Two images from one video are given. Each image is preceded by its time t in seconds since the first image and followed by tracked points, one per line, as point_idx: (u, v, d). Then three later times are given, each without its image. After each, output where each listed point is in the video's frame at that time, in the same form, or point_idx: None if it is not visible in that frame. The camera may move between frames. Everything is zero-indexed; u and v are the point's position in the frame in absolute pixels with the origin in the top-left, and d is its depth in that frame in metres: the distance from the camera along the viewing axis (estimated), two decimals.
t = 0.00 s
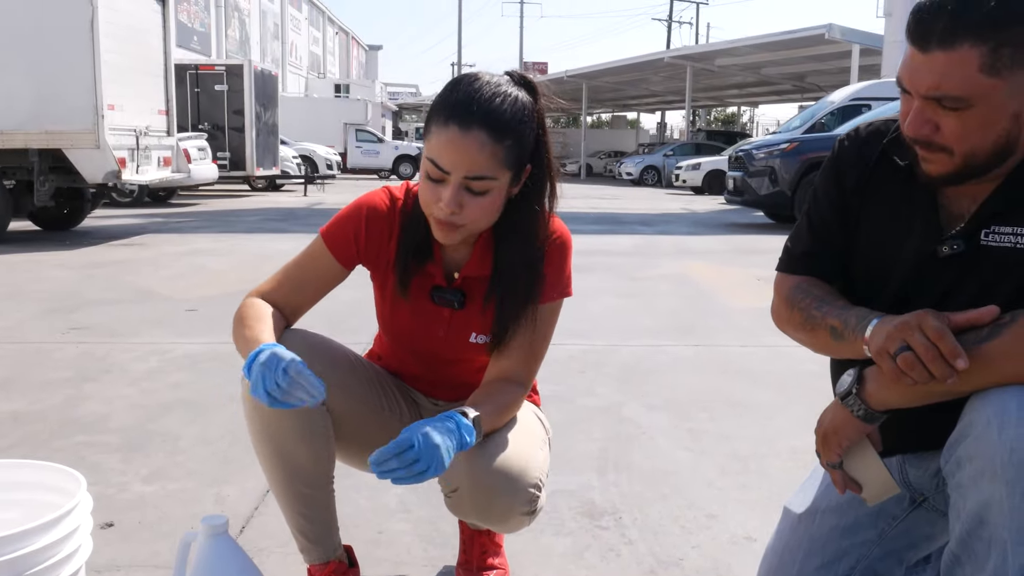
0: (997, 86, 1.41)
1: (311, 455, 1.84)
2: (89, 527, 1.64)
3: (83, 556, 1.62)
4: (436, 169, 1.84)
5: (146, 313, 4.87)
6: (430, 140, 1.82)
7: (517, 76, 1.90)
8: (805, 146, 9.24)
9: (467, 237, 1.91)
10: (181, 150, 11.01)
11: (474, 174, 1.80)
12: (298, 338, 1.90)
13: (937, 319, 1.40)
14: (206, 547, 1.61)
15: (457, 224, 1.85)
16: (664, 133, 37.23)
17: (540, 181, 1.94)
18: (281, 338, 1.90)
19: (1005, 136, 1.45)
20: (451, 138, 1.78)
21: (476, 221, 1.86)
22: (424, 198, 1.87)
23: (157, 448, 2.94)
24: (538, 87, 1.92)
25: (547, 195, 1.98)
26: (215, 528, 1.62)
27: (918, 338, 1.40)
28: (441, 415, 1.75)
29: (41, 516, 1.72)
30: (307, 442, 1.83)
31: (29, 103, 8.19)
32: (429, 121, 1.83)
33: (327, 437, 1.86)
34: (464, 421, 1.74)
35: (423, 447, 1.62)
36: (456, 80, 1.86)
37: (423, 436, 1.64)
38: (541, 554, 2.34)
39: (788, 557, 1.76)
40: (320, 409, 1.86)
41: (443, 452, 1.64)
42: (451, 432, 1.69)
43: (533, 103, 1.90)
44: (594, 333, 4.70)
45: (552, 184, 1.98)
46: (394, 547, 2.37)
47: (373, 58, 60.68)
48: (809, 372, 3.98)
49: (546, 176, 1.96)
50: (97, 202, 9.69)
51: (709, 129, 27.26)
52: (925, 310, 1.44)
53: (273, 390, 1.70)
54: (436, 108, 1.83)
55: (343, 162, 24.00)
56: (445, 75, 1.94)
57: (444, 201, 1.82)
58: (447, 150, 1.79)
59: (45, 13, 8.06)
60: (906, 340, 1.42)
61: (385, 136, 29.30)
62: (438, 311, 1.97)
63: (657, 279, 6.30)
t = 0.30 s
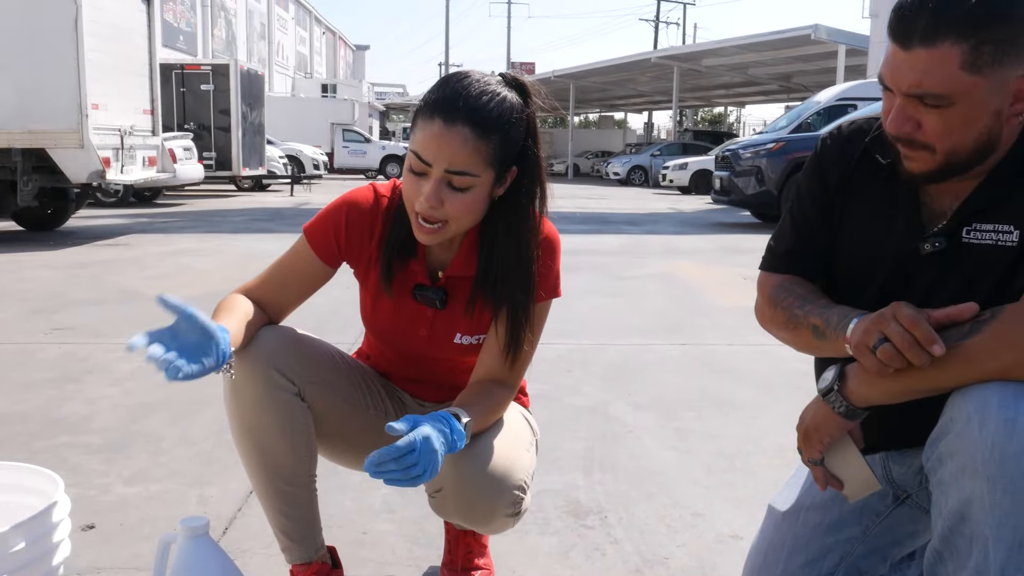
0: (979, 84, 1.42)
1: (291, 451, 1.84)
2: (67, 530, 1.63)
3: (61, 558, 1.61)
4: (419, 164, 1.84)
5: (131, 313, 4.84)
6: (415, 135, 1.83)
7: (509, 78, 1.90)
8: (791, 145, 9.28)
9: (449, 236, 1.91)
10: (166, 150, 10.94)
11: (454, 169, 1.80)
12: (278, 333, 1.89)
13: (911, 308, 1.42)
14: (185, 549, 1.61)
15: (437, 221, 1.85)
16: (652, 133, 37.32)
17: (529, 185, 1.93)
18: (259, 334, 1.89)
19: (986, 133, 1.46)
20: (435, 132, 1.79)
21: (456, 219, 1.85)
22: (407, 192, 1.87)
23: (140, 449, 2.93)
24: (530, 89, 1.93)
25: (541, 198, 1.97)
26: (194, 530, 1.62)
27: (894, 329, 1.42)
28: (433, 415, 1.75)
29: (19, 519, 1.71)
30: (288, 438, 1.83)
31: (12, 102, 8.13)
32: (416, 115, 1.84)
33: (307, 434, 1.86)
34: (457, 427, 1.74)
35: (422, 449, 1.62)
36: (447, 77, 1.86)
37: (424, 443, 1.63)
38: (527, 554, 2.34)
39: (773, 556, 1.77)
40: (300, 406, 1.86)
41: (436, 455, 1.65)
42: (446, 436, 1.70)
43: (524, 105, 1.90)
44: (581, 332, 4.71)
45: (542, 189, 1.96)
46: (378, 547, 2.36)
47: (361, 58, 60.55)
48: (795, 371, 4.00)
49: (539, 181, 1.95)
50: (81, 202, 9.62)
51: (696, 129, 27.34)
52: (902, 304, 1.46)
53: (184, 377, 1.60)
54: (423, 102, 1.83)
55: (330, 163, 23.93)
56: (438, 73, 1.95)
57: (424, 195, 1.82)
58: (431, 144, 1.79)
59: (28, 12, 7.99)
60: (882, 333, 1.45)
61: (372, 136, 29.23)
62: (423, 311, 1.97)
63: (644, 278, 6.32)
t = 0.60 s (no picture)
0: (947, 90, 1.46)
1: (270, 451, 1.83)
2: (49, 533, 1.61)
3: (43, 562, 1.59)
4: (415, 146, 1.90)
5: (103, 314, 4.79)
6: (406, 119, 1.89)
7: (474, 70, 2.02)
8: (764, 146, 9.38)
9: (450, 218, 1.94)
10: (138, 150, 10.82)
11: (456, 136, 1.88)
12: (257, 334, 1.90)
13: (884, 309, 1.45)
14: (168, 551, 1.60)
15: (444, 193, 1.89)
16: (625, 133, 37.49)
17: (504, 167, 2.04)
18: (239, 335, 1.90)
19: (954, 138, 1.50)
20: (430, 107, 1.87)
21: (461, 190, 1.90)
22: (406, 176, 1.90)
23: (115, 452, 2.90)
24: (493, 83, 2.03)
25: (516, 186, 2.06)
26: (176, 532, 1.61)
27: (867, 330, 1.45)
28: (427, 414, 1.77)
29: None
30: (266, 440, 1.83)
31: None
32: (401, 104, 1.92)
33: (286, 435, 1.86)
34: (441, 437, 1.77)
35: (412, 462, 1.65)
36: (420, 74, 1.96)
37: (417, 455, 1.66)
38: (506, 553, 2.35)
39: (749, 553, 1.78)
40: (278, 407, 1.86)
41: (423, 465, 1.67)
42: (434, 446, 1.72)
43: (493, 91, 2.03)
44: (558, 332, 4.73)
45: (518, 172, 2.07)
46: (358, 548, 2.36)
47: (333, 57, 60.20)
48: (768, 370, 4.05)
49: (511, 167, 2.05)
50: (51, 202, 9.49)
51: (669, 129, 27.53)
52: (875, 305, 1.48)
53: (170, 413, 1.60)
54: (406, 93, 1.92)
55: (303, 162, 23.78)
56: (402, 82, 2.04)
57: (429, 170, 1.87)
58: (430, 119, 1.87)
59: None
60: (855, 334, 1.47)
61: (346, 136, 29.08)
62: (406, 312, 1.97)
63: (619, 278, 6.36)
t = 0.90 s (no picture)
0: (902, 94, 1.49)
1: (237, 457, 1.81)
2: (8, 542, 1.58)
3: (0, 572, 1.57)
4: (376, 147, 1.90)
5: (62, 320, 4.69)
6: (365, 121, 1.91)
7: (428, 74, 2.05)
8: (725, 149, 9.50)
9: (416, 218, 1.94)
10: (98, 153, 10.62)
11: (417, 133, 1.89)
12: (224, 340, 1.89)
13: (844, 320, 1.48)
14: (128, 559, 1.58)
15: (409, 191, 1.89)
16: (589, 137, 37.73)
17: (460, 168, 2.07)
18: (207, 342, 1.89)
19: (909, 142, 1.54)
20: (389, 107, 1.89)
21: (424, 189, 1.91)
22: (367, 178, 1.90)
23: (74, 460, 2.84)
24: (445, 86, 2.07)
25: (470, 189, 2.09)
26: (138, 540, 1.59)
27: (826, 334, 1.48)
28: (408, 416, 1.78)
29: None
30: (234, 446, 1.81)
31: None
32: (358, 108, 1.93)
33: (254, 441, 1.85)
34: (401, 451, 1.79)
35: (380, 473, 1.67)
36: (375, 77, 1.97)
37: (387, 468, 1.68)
38: (471, 557, 2.36)
39: (711, 553, 1.81)
40: (246, 413, 1.85)
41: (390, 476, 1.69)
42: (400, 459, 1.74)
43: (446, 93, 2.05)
44: (523, 335, 4.75)
45: (474, 172, 2.10)
46: (322, 554, 2.35)
47: (296, 59, 59.72)
48: (730, 371, 4.11)
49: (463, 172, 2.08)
50: (6, 205, 9.27)
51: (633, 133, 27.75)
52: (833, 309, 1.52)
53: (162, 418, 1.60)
54: (362, 96, 1.93)
55: (266, 166, 23.54)
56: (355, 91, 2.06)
57: (392, 168, 1.88)
58: (389, 119, 1.88)
59: None
60: (815, 337, 1.50)
61: (309, 139, 28.84)
62: (372, 317, 1.97)
63: (584, 281, 6.40)
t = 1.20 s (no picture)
0: (864, 108, 1.53)
1: (210, 466, 1.80)
2: None
3: None
4: (341, 159, 1.91)
5: (26, 329, 4.61)
6: (329, 133, 1.91)
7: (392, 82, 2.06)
8: (693, 157, 9.61)
9: (384, 228, 1.95)
10: (63, 159, 10.75)
11: (380, 147, 1.90)
12: (196, 349, 1.89)
13: (811, 329, 1.51)
14: (98, 569, 1.57)
15: (376, 206, 1.90)
16: (558, 146, 37.91)
17: (426, 176, 2.08)
18: (179, 350, 1.88)
19: (869, 153, 1.58)
20: (353, 119, 1.89)
21: (390, 201, 1.92)
22: (333, 190, 1.91)
23: (39, 470, 2.80)
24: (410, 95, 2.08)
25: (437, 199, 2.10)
26: (107, 549, 1.57)
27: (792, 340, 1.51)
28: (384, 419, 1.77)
29: None
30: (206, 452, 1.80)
31: None
32: (321, 119, 1.93)
33: (226, 450, 1.83)
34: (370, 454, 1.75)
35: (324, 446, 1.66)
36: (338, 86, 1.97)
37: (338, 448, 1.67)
38: (443, 566, 2.36)
39: (681, 558, 1.83)
40: (217, 422, 1.84)
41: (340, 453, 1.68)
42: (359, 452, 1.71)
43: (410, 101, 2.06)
44: (494, 343, 4.76)
45: (441, 181, 2.11)
46: (292, 563, 2.34)
47: (265, 66, 59.32)
48: (699, 378, 4.15)
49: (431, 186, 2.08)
50: None
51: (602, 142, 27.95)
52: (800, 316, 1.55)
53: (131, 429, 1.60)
54: (325, 106, 1.94)
55: (234, 173, 23.33)
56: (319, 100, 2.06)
57: (357, 182, 1.88)
58: (353, 130, 1.89)
59: None
60: (783, 343, 1.53)
61: (278, 147, 28.64)
62: (342, 326, 1.98)
63: (554, 289, 6.43)
